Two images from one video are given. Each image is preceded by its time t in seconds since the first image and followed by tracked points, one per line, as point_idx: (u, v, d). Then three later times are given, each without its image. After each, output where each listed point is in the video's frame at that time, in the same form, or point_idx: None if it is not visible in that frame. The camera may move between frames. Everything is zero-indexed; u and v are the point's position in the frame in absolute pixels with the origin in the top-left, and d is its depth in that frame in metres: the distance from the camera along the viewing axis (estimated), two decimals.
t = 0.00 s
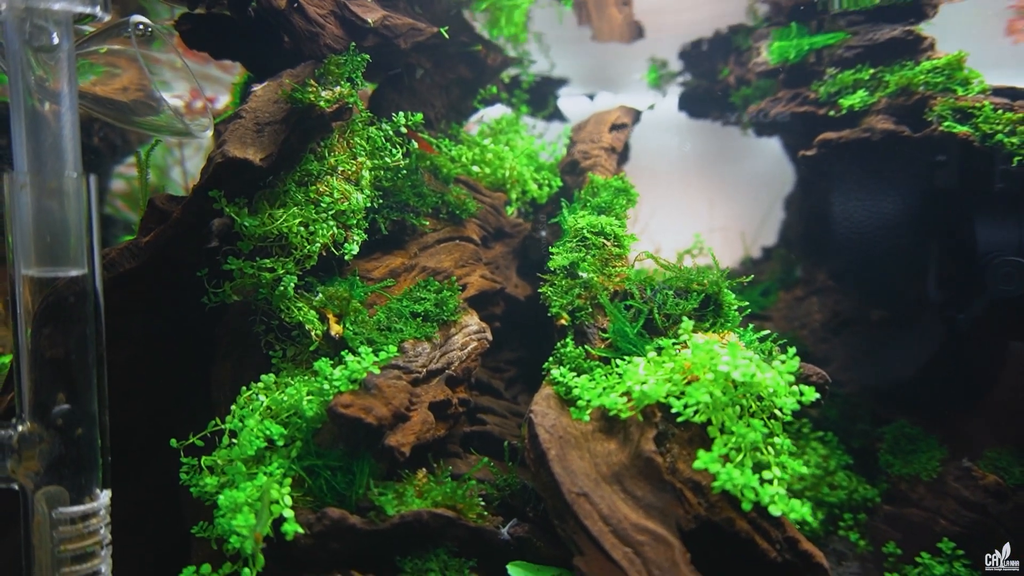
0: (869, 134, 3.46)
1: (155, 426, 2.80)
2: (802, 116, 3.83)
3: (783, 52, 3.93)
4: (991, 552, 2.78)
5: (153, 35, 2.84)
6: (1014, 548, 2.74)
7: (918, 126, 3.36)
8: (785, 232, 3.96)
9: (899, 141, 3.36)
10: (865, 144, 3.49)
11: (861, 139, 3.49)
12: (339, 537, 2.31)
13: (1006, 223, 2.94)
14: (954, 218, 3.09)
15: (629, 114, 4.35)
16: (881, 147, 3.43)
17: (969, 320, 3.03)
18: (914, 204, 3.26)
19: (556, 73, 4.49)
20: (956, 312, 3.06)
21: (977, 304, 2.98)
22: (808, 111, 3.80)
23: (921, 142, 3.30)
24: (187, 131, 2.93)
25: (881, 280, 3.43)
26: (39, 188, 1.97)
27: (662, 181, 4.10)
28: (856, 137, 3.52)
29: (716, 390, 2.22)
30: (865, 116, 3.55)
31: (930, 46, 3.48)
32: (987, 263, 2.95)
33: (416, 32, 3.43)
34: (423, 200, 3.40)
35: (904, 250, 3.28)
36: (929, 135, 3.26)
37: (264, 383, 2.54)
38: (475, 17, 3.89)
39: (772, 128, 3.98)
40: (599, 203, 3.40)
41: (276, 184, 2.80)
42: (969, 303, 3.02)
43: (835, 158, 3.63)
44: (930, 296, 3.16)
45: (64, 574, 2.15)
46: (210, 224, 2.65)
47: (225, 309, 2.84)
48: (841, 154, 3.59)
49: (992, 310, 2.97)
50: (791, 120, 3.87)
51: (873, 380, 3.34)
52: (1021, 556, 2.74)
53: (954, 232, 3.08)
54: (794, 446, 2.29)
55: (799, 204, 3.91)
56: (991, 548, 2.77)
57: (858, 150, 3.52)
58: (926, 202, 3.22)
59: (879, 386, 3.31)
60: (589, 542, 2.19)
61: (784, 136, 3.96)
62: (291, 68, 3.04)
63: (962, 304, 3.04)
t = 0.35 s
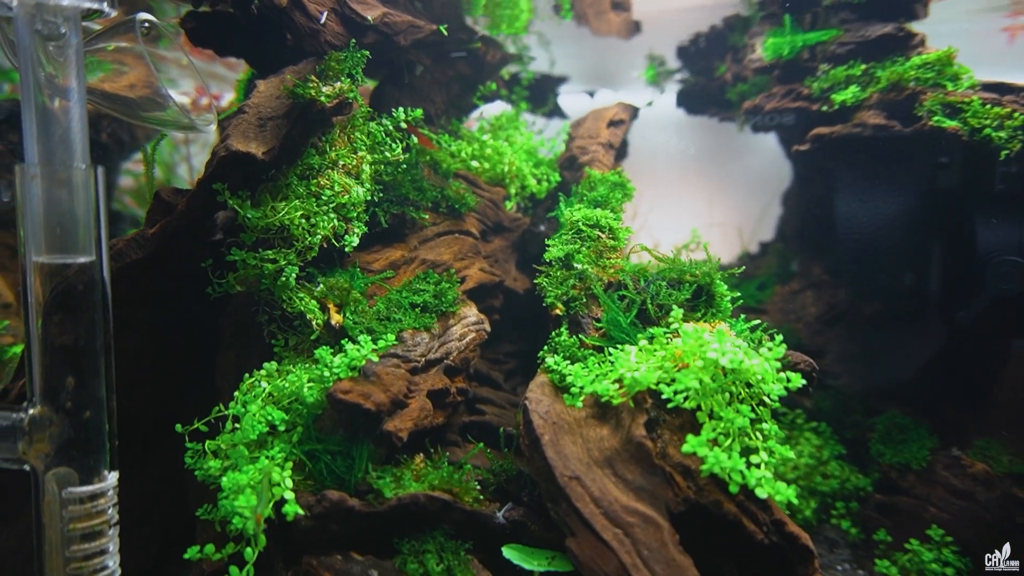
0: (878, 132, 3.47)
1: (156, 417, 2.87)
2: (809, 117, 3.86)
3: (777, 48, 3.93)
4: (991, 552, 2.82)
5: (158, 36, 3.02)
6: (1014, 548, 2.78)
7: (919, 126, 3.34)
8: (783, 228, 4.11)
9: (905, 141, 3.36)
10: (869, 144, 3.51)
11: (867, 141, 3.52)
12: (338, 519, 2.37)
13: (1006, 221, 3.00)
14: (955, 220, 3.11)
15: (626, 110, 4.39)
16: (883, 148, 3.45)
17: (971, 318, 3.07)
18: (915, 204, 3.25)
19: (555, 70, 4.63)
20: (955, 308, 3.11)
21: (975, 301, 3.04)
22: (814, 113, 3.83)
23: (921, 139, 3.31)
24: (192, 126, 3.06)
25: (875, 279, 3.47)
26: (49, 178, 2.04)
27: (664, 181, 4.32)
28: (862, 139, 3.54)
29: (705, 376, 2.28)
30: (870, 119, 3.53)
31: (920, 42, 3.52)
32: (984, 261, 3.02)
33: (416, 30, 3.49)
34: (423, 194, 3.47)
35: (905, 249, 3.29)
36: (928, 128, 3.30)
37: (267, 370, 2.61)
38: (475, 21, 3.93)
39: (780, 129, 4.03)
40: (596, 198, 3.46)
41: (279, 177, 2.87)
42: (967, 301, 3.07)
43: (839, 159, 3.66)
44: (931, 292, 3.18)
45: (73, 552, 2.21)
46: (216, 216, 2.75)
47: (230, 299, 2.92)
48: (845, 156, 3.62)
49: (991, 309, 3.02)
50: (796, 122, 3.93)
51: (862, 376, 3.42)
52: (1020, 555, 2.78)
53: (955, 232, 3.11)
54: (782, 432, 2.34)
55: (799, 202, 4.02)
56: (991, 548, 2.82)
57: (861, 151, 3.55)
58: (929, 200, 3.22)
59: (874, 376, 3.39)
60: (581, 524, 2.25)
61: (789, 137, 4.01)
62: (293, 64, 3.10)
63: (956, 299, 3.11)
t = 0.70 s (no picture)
0: (880, 133, 3.48)
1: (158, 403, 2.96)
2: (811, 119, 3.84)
3: (769, 42, 4.01)
4: (991, 552, 2.81)
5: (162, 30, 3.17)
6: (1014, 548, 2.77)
7: (922, 125, 3.32)
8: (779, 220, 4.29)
9: (906, 141, 3.36)
10: (871, 144, 3.52)
11: (869, 142, 3.53)
12: (335, 496, 2.45)
13: (1007, 221, 2.96)
14: (953, 219, 3.12)
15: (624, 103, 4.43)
16: (885, 148, 3.45)
17: (968, 314, 3.11)
18: (915, 206, 3.28)
19: (554, 66, 4.66)
20: (954, 307, 3.14)
21: (973, 298, 3.07)
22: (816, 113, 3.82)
23: (923, 138, 3.30)
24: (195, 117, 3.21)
25: (874, 277, 3.54)
26: (56, 165, 2.13)
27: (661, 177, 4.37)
28: (865, 139, 3.55)
29: (691, 358, 2.35)
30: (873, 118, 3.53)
31: (908, 36, 3.59)
32: (983, 261, 3.02)
33: (413, 24, 3.56)
34: (421, 185, 3.54)
35: (902, 247, 3.36)
36: (930, 127, 3.28)
37: (267, 353, 2.69)
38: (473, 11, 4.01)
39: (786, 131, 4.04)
40: (590, 187, 3.53)
41: (279, 168, 2.95)
42: (963, 296, 3.11)
43: (841, 159, 3.69)
44: (935, 293, 3.20)
45: (80, 526, 2.29)
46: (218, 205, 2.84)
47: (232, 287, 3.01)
48: (848, 157, 3.64)
49: (988, 305, 3.04)
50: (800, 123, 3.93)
51: (855, 366, 3.54)
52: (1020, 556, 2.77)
53: (954, 232, 3.12)
54: (767, 413, 2.40)
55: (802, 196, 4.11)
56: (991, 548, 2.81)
57: (863, 151, 3.56)
58: (929, 202, 3.22)
59: (860, 360, 3.55)
60: (570, 501, 2.32)
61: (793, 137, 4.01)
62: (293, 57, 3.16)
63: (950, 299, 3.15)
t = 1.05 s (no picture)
0: (881, 135, 3.48)
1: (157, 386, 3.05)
2: (818, 124, 3.76)
3: (756, 33, 4.08)
4: (991, 552, 2.88)
5: (163, 23, 3.24)
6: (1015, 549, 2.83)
7: (923, 127, 3.32)
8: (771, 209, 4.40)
9: (906, 143, 3.35)
10: (873, 146, 3.51)
11: (870, 143, 3.53)
12: (328, 469, 2.55)
13: (1003, 223, 2.92)
14: (953, 217, 3.07)
15: (615, 95, 4.50)
16: (886, 150, 3.44)
17: (966, 314, 3.05)
18: (914, 207, 3.24)
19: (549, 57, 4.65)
20: (954, 307, 3.08)
21: (968, 297, 3.03)
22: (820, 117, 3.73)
23: (923, 140, 3.30)
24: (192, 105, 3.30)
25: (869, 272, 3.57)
26: (60, 150, 2.23)
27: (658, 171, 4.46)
28: (867, 140, 3.55)
29: (670, 335, 2.43)
30: (876, 121, 3.52)
31: (890, 25, 3.65)
32: (981, 261, 2.98)
33: (407, 15, 3.62)
34: (415, 173, 3.62)
35: (909, 250, 3.25)
36: (932, 130, 3.28)
37: (263, 333, 2.78)
38: (470, 6, 4.08)
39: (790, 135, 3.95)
40: (580, 175, 3.62)
41: (276, 155, 3.05)
42: (962, 296, 3.05)
43: (842, 160, 3.69)
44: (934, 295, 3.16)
45: (82, 495, 2.39)
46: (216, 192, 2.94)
47: (230, 270, 3.09)
48: (850, 158, 3.63)
49: (985, 304, 2.98)
50: (805, 128, 3.84)
51: (838, 350, 3.70)
52: (1020, 555, 2.84)
53: (954, 232, 3.06)
54: (745, 390, 2.48)
55: (799, 193, 4.16)
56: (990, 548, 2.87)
57: (864, 152, 3.57)
58: (929, 202, 3.19)
59: (844, 346, 3.69)
60: (553, 474, 2.40)
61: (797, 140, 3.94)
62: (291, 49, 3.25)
63: (952, 300, 3.09)
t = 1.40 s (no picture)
0: (883, 136, 3.44)
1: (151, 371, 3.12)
2: (824, 126, 3.72)
3: (741, 24, 4.13)
4: (991, 553, 2.93)
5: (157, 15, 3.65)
6: (1015, 549, 2.89)
7: (924, 130, 3.30)
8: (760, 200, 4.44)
9: (909, 145, 3.32)
10: (876, 148, 3.46)
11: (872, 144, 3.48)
12: (316, 449, 2.63)
13: (1004, 222, 2.99)
14: (953, 218, 3.12)
15: (605, 86, 4.52)
16: (888, 152, 3.40)
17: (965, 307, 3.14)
18: (917, 206, 3.23)
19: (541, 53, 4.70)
20: (955, 307, 3.16)
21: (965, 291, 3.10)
22: (825, 119, 3.71)
23: (925, 142, 3.29)
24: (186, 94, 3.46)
25: (862, 271, 3.56)
26: (56, 137, 2.31)
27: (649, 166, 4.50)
28: (870, 143, 3.49)
29: (648, 317, 2.51)
30: (880, 124, 3.46)
31: (871, 15, 3.65)
32: (981, 261, 3.05)
33: (397, 8, 3.71)
34: (406, 163, 3.69)
35: (909, 249, 3.27)
36: (935, 133, 3.27)
37: (254, 317, 2.86)
38: None
39: (794, 137, 3.92)
40: (567, 165, 3.68)
41: (268, 144, 3.12)
42: (962, 295, 3.12)
43: (843, 162, 3.63)
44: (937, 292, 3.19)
45: (79, 471, 2.47)
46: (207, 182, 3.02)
47: (223, 257, 3.17)
48: (852, 160, 3.55)
49: (985, 301, 3.08)
50: (810, 130, 3.81)
51: (823, 340, 3.77)
52: (1019, 556, 2.90)
53: (955, 231, 3.10)
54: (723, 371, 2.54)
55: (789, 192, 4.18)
56: (991, 548, 2.93)
57: (866, 155, 3.50)
58: (931, 201, 3.19)
59: (830, 336, 3.75)
60: (534, 452, 2.46)
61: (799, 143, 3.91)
62: (283, 42, 3.31)
63: (952, 298, 3.16)
